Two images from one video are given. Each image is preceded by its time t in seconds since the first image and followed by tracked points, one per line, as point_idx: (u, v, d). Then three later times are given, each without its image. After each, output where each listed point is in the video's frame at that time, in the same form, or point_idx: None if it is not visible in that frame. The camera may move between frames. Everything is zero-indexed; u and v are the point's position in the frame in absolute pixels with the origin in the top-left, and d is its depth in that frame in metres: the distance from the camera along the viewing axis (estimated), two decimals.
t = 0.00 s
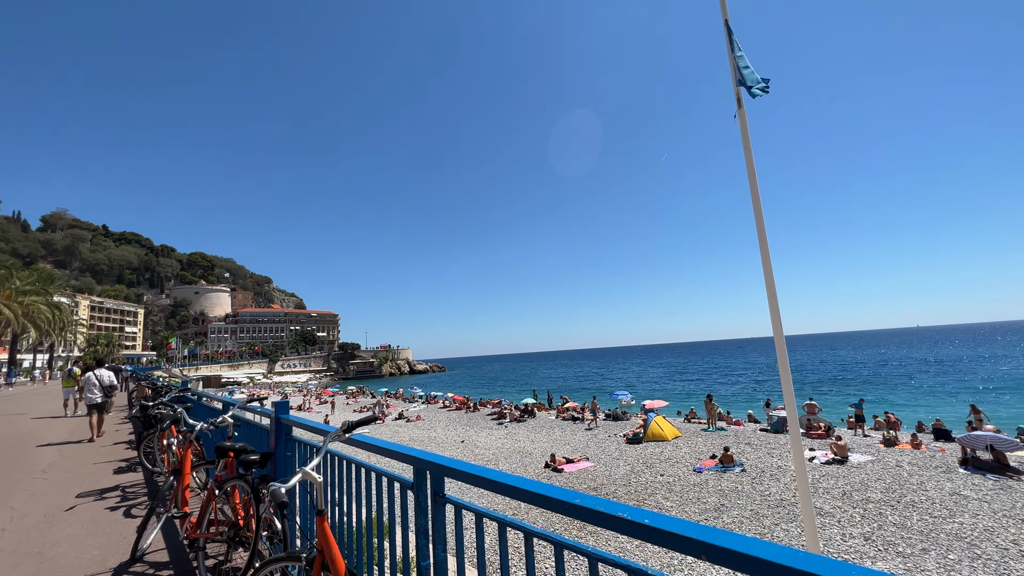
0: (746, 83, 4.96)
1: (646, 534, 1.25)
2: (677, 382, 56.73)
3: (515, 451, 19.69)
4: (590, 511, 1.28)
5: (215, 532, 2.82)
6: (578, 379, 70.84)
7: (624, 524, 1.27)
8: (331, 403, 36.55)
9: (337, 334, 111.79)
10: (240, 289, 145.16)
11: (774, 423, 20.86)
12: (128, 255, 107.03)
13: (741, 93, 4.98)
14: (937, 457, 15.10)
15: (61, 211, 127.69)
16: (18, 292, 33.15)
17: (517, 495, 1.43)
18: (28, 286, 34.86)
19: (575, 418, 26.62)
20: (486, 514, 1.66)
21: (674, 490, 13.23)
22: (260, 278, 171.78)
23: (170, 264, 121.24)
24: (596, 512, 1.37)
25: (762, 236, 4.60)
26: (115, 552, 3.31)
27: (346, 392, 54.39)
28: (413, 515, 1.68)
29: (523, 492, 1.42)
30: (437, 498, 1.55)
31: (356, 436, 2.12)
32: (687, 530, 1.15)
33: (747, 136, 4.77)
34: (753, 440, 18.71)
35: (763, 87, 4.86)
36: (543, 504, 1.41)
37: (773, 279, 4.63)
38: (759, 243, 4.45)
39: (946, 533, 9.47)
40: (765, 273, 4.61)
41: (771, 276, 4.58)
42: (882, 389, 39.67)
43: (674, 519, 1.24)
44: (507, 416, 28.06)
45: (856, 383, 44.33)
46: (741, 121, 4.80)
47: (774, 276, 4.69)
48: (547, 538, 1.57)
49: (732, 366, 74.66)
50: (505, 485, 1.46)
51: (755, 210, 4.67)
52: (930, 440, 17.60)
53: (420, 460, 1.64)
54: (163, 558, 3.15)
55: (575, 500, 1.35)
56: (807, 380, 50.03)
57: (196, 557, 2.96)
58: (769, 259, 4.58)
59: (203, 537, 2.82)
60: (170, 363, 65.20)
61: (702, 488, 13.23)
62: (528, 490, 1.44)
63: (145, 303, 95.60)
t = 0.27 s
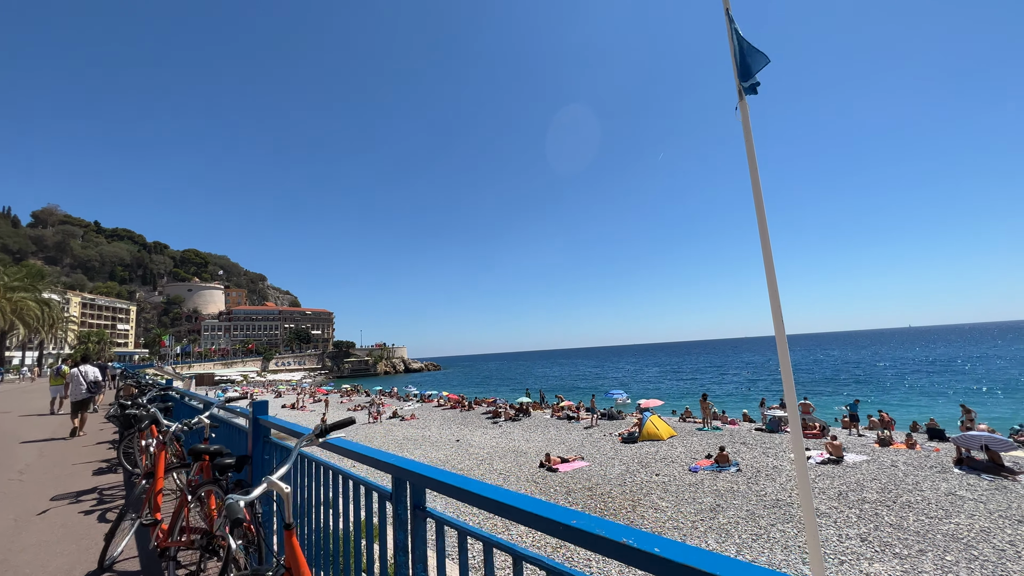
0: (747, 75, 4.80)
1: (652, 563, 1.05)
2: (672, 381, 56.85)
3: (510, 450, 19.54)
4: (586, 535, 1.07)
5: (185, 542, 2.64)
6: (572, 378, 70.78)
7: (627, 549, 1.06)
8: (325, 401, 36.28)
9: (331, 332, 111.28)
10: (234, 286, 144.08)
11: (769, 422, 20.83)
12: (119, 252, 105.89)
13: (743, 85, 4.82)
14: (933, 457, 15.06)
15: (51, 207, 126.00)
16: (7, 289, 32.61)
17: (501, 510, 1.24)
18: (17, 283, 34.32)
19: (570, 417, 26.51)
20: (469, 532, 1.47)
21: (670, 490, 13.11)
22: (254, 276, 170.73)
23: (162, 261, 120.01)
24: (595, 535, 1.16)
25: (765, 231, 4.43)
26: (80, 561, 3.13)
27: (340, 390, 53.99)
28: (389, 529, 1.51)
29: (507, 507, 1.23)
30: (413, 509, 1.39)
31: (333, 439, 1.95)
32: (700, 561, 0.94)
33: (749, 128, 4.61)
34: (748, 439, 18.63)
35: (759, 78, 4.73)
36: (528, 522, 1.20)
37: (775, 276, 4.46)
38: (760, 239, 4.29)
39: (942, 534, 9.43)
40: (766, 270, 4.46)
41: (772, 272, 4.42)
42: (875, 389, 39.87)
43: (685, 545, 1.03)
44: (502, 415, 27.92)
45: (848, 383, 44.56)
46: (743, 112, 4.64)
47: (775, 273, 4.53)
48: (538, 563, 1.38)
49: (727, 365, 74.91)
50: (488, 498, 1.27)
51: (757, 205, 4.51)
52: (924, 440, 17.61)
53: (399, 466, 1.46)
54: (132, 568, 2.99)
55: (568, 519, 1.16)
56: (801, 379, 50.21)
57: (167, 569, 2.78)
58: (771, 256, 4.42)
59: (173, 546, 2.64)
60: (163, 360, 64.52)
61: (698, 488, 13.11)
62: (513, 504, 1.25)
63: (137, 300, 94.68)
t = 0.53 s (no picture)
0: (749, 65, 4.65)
1: None
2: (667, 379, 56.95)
3: (505, 448, 19.41)
4: (577, 571, 0.91)
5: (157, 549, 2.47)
6: (568, 375, 70.81)
7: None
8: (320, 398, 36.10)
9: (326, 328, 110.91)
10: (228, 282, 143.22)
11: (765, 421, 20.84)
12: (113, 247, 104.92)
13: (744, 76, 4.66)
14: (928, 456, 15.07)
15: (44, 201, 124.69)
16: None
17: (481, 537, 1.09)
18: (7, 277, 33.88)
19: (566, 414, 26.44)
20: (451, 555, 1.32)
21: (665, 488, 13.02)
22: (249, 271, 169.79)
23: (156, 256, 119.07)
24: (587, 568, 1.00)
25: (766, 227, 4.29)
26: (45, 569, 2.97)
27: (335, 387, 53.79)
28: (363, 546, 1.37)
29: (488, 533, 1.08)
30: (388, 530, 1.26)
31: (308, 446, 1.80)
32: None
33: (750, 121, 4.47)
34: (743, 437, 18.62)
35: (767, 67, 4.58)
36: (514, 553, 1.04)
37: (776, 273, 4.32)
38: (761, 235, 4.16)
39: (939, 533, 9.39)
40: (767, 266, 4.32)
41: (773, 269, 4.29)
42: (868, 387, 40.09)
43: None
44: (498, 412, 27.81)
45: (842, 381, 44.78)
46: (744, 105, 4.49)
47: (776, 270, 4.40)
48: None
49: (722, 363, 75.18)
50: (467, 522, 1.12)
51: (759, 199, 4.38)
52: (918, 438, 17.66)
53: (371, 481, 1.32)
54: None
55: (556, 550, 1.00)
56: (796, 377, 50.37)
57: None
58: (772, 252, 4.29)
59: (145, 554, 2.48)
60: (156, 355, 64.04)
61: (693, 486, 13.03)
62: (494, 531, 1.10)
63: (131, 295, 93.86)
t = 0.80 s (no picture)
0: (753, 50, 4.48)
1: None
2: (662, 374, 57.08)
3: (500, 442, 19.37)
4: None
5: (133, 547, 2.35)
6: (564, 370, 70.92)
7: None
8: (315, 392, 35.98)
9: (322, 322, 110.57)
10: (223, 275, 142.37)
11: (760, 416, 20.89)
12: (106, 239, 103.92)
13: (748, 64, 4.51)
14: (922, 451, 15.12)
15: (36, 192, 123.27)
16: None
17: (458, 549, 0.99)
18: None
19: (562, 409, 26.42)
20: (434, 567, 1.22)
21: (660, 483, 12.99)
22: (244, 264, 168.81)
23: (150, 249, 118.05)
24: None
25: (767, 219, 4.18)
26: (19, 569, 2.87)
27: (330, 381, 53.65)
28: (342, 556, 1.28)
29: (466, 545, 0.99)
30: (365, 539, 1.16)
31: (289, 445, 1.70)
32: None
33: (753, 111, 4.33)
34: (739, 433, 18.64)
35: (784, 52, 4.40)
36: (498, 570, 0.94)
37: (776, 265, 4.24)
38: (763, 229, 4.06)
39: (933, 529, 9.40)
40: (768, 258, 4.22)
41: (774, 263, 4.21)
42: (862, 383, 40.33)
43: None
44: (493, 407, 27.77)
45: (837, 377, 45.01)
46: (746, 93, 4.37)
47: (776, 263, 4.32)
48: None
49: (717, 358, 75.45)
50: (443, 531, 1.03)
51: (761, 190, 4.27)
52: (912, 434, 17.74)
53: (350, 486, 1.22)
54: None
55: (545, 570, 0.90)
56: (791, 373, 50.59)
57: None
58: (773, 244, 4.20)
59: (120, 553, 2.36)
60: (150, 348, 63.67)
61: (688, 482, 13.01)
62: (476, 544, 1.00)
63: (124, 288, 93.09)
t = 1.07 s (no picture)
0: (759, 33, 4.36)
1: None
2: (657, 368, 57.31)
3: (495, 435, 19.33)
4: None
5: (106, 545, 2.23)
6: (559, 364, 71.07)
7: None
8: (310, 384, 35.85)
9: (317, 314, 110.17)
10: (217, 266, 141.31)
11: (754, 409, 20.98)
12: (98, 229, 102.71)
13: (753, 49, 4.39)
14: (914, 446, 15.21)
15: (26, 181, 121.46)
16: None
17: (445, 567, 0.89)
18: None
19: (557, 402, 26.43)
20: None
21: (655, 477, 12.98)
22: (238, 256, 167.58)
23: (143, 240, 116.83)
24: None
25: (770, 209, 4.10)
26: None
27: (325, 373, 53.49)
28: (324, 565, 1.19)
29: (453, 559, 0.88)
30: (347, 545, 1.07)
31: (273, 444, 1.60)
32: None
33: (758, 98, 4.22)
34: (733, 426, 18.71)
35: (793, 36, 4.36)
36: None
37: (779, 256, 4.16)
38: (767, 220, 3.97)
39: (926, 523, 9.42)
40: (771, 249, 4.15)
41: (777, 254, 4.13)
42: (855, 377, 40.64)
43: None
44: (488, 400, 27.76)
45: (830, 372, 45.35)
46: (751, 80, 4.26)
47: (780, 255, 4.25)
48: None
49: (711, 353, 75.81)
50: (432, 549, 0.91)
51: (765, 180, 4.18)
52: (904, 428, 17.86)
53: (332, 491, 1.11)
54: None
55: None
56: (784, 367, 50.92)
57: None
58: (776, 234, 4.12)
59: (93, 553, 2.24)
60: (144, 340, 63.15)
61: (683, 475, 13.01)
62: (467, 555, 0.90)
63: (117, 279, 92.21)
